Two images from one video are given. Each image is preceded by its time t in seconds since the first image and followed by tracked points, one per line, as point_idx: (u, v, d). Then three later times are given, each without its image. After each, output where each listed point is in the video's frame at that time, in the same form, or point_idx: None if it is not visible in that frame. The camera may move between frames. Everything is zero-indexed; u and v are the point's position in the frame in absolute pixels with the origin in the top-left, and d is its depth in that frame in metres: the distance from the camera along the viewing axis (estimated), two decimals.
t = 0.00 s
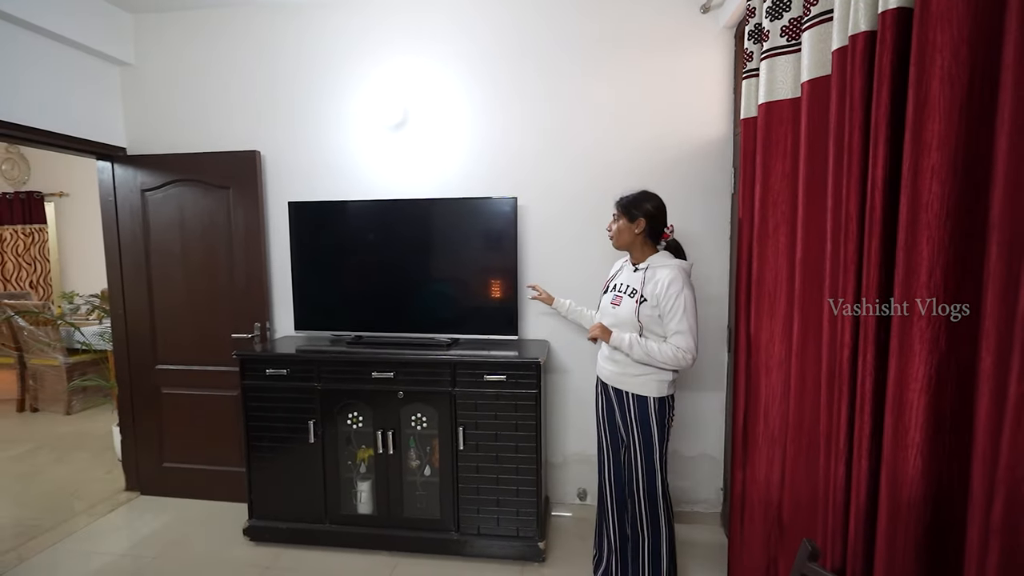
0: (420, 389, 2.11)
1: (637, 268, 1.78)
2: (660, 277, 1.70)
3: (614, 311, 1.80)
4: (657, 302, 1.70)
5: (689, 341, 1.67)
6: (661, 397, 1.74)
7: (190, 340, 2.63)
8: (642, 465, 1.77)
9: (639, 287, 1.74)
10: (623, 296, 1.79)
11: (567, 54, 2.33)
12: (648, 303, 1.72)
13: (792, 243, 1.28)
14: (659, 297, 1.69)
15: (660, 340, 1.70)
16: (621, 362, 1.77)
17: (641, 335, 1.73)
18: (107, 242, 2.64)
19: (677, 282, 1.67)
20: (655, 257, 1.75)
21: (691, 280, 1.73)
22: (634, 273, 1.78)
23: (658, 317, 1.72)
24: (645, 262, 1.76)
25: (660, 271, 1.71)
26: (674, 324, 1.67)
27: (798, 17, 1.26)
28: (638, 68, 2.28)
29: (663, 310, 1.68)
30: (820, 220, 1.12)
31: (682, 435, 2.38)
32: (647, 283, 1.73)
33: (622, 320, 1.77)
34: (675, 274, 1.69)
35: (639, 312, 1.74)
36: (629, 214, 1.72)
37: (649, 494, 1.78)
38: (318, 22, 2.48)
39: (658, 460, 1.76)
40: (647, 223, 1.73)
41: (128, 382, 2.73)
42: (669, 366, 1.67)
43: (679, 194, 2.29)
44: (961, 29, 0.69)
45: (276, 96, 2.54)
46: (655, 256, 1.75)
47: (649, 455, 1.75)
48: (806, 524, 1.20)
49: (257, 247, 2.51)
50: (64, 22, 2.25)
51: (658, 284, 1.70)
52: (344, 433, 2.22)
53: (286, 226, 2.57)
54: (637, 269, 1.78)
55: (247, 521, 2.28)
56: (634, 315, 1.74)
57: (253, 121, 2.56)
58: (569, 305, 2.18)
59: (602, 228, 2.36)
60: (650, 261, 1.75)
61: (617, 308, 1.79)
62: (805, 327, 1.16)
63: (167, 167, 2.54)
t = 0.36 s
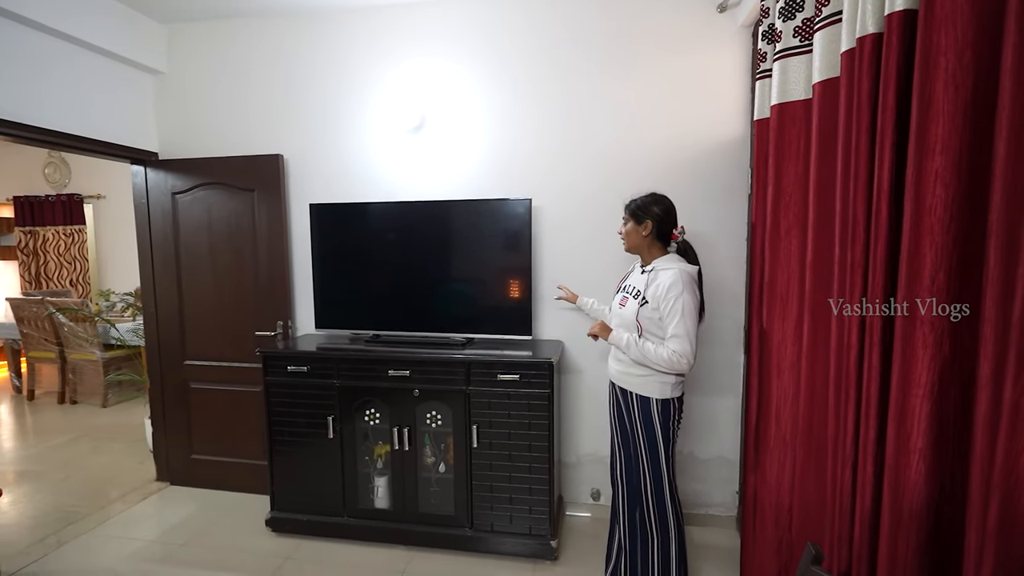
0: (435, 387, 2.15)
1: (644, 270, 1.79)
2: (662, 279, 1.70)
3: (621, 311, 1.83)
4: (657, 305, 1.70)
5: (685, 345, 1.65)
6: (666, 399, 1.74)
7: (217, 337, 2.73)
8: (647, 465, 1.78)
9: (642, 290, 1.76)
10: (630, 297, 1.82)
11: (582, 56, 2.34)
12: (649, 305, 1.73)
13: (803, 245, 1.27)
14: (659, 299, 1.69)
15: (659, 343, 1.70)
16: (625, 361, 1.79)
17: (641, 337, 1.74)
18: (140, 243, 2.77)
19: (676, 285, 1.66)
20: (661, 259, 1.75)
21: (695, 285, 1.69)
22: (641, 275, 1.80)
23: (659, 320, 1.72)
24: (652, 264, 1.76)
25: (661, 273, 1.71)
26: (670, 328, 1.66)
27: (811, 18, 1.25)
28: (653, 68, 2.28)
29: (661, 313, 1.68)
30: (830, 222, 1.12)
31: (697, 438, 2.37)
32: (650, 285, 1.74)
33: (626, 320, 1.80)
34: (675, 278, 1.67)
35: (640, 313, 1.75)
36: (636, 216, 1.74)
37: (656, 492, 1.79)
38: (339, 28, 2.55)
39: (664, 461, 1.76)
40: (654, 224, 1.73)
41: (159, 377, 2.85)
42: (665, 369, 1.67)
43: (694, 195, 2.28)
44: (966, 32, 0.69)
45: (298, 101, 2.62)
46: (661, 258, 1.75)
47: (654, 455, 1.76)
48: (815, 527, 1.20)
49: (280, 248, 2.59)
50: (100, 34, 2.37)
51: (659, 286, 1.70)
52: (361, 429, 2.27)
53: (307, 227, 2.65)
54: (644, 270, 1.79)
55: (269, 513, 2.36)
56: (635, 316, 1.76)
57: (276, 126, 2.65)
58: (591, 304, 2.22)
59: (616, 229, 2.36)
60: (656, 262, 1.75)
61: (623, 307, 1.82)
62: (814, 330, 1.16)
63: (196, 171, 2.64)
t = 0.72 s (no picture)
0: (445, 385, 2.18)
1: (665, 270, 1.79)
2: (685, 279, 1.70)
3: (642, 313, 1.82)
4: (682, 305, 1.70)
5: (713, 344, 1.65)
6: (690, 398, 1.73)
7: (236, 335, 2.80)
8: (665, 466, 1.76)
9: (665, 291, 1.75)
10: (652, 298, 1.80)
11: (594, 57, 2.34)
12: (673, 305, 1.72)
13: (812, 245, 1.25)
14: (684, 299, 1.69)
15: (685, 344, 1.70)
16: (648, 362, 1.78)
17: (666, 338, 1.74)
18: (163, 243, 2.86)
19: (701, 285, 1.66)
20: (684, 260, 1.75)
21: (719, 284, 1.70)
22: (662, 276, 1.80)
23: (684, 320, 1.72)
24: (675, 264, 1.76)
25: (686, 273, 1.71)
26: (698, 328, 1.65)
27: (820, 17, 1.24)
28: (665, 68, 2.27)
29: (688, 313, 1.68)
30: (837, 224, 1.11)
31: (709, 439, 2.36)
32: (673, 286, 1.74)
33: (649, 321, 1.78)
34: (701, 278, 1.67)
35: (664, 314, 1.75)
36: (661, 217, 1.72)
37: (673, 492, 1.78)
38: (355, 32, 2.59)
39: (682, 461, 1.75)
40: (679, 224, 1.73)
41: (181, 373, 2.94)
42: (693, 370, 1.67)
43: (707, 195, 2.27)
44: (969, 36, 0.71)
45: (314, 104, 2.67)
46: (685, 258, 1.76)
47: (674, 456, 1.75)
48: (823, 530, 1.19)
49: (296, 248, 2.65)
50: (124, 42, 2.45)
51: (682, 287, 1.70)
52: (374, 427, 2.31)
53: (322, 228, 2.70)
54: (666, 271, 1.79)
55: (284, 508, 2.42)
56: (659, 317, 1.75)
57: (293, 129, 2.70)
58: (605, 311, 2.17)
59: (627, 229, 2.36)
60: (679, 263, 1.75)
61: (645, 309, 1.81)
62: (823, 332, 1.15)
63: (215, 173, 2.71)
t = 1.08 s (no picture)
0: (450, 384, 2.21)
1: (678, 272, 1.82)
2: (704, 280, 1.73)
3: (658, 316, 1.84)
4: (703, 305, 1.72)
5: (739, 341, 1.68)
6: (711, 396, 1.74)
7: (247, 334, 2.85)
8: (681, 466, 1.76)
9: (686, 292, 1.76)
10: (667, 301, 1.82)
11: (599, 58, 2.35)
12: (693, 307, 1.75)
13: (813, 246, 1.25)
14: (704, 299, 1.72)
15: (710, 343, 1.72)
16: (670, 367, 1.76)
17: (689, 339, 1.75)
18: (176, 244, 2.92)
19: (722, 284, 1.70)
20: (698, 260, 1.79)
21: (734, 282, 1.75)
22: (675, 278, 1.82)
23: (705, 320, 1.74)
24: (687, 266, 1.79)
25: (705, 274, 1.73)
26: (726, 325, 1.68)
27: (821, 18, 1.25)
28: (670, 67, 2.27)
29: (713, 312, 1.70)
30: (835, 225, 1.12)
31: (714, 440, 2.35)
32: (690, 287, 1.76)
33: (671, 324, 1.79)
34: (720, 275, 1.72)
35: (685, 316, 1.76)
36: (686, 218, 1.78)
37: (687, 492, 1.77)
38: (362, 35, 2.63)
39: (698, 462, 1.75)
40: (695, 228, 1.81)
41: (194, 371, 3.00)
42: (722, 369, 1.68)
43: (713, 195, 2.27)
44: (961, 40, 0.74)
45: (323, 106, 2.71)
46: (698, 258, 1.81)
47: (690, 456, 1.75)
48: (820, 530, 1.19)
49: (305, 248, 2.69)
50: (138, 47, 2.51)
51: (701, 287, 1.73)
52: (380, 425, 2.35)
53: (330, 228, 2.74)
54: (680, 273, 1.81)
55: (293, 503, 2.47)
56: (680, 319, 1.76)
57: (302, 131, 2.75)
58: (609, 322, 2.18)
59: (631, 229, 2.37)
60: (695, 264, 1.78)
61: (662, 312, 1.82)
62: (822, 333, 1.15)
63: (227, 175, 2.77)
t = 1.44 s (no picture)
0: (456, 382, 2.22)
1: (671, 274, 1.81)
2: (698, 281, 1.72)
3: (652, 319, 1.83)
4: (698, 306, 1.72)
5: (736, 341, 1.68)
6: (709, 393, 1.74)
7: (256, 332, 2.89)
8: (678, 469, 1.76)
9: (682, 293, 1.76)
10: (660, 303, 1.81)
11: (606, 57, 2.35)
12: (688, 308, 1.74)
13: (817, 246, 1.25)
14: (699, 301, 1.71)
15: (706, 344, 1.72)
16: (668, 371, 1.75)
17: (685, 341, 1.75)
18: (188, 243, 2.97)
19: (717, 284, 1.69)
20: (690, 261, 1.78)
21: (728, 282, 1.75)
22: (668, 280, 1.81)
23: (700, 322, 1.74)
24: (681, 267, 1.78)
25: (700, 275, 1.72)
26: (722, 326, 1.68)
27: (826, 17, 1.25)
28: (677, 66, 2.27)
29: (709, 313, 1.69)
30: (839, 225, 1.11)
31: (719, 440, 2.35)
32: (684, 288, 1.76)
33: (669, 326, 1.78)
34: (716, 275, 1.72)
35: (680, 317, 1.76)
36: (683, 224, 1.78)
37: (686, 496, 1.77)
38: (370, 36, 2.65)
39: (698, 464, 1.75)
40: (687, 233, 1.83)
41: (204, 367, 3.04)
42: (720, 369, 1.68)
43: (719, 195, 2.26)
44: (962, 39, 0.73)
45: (331, 107, 2.73)
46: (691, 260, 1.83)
47: (688, 459, 1.75)
48: (823, 531, 1.19)
49: (313, 247, 2.72)
50: (151, 49, 2.55)
51: (696, 288, 1.72)
52: (387, 422, 2.37)
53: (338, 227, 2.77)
54: (672, 275, 1.80)
55: (301, 499, 2.50)
56: (675, 321, 1.76)
57: (311, 131, 2.78)
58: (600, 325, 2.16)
59: (637, 229, 2.36)
60: (689, 264, 1.77)
61: (656, 315, 1.81)
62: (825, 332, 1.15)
63: (237, 175, 2.81)
